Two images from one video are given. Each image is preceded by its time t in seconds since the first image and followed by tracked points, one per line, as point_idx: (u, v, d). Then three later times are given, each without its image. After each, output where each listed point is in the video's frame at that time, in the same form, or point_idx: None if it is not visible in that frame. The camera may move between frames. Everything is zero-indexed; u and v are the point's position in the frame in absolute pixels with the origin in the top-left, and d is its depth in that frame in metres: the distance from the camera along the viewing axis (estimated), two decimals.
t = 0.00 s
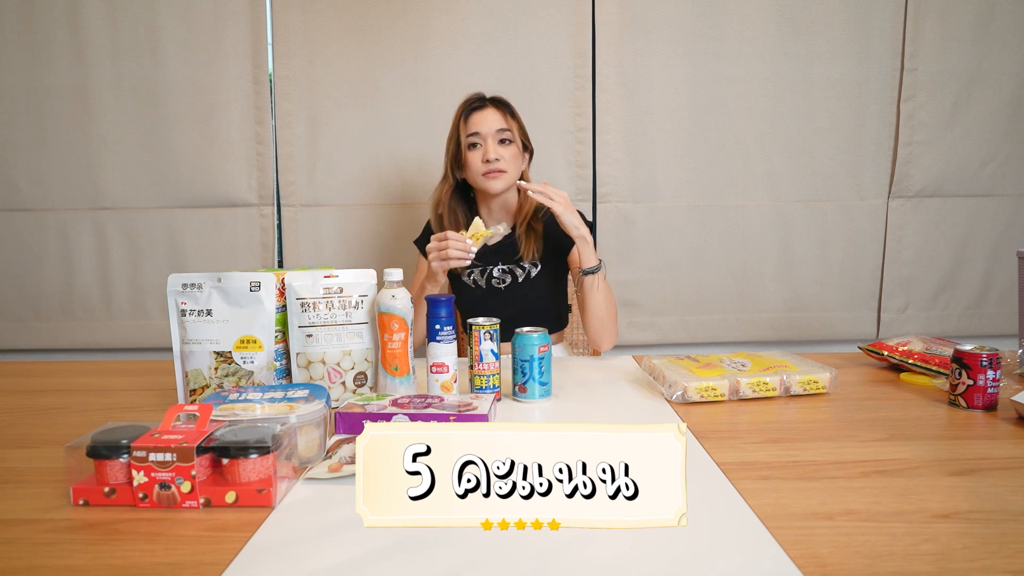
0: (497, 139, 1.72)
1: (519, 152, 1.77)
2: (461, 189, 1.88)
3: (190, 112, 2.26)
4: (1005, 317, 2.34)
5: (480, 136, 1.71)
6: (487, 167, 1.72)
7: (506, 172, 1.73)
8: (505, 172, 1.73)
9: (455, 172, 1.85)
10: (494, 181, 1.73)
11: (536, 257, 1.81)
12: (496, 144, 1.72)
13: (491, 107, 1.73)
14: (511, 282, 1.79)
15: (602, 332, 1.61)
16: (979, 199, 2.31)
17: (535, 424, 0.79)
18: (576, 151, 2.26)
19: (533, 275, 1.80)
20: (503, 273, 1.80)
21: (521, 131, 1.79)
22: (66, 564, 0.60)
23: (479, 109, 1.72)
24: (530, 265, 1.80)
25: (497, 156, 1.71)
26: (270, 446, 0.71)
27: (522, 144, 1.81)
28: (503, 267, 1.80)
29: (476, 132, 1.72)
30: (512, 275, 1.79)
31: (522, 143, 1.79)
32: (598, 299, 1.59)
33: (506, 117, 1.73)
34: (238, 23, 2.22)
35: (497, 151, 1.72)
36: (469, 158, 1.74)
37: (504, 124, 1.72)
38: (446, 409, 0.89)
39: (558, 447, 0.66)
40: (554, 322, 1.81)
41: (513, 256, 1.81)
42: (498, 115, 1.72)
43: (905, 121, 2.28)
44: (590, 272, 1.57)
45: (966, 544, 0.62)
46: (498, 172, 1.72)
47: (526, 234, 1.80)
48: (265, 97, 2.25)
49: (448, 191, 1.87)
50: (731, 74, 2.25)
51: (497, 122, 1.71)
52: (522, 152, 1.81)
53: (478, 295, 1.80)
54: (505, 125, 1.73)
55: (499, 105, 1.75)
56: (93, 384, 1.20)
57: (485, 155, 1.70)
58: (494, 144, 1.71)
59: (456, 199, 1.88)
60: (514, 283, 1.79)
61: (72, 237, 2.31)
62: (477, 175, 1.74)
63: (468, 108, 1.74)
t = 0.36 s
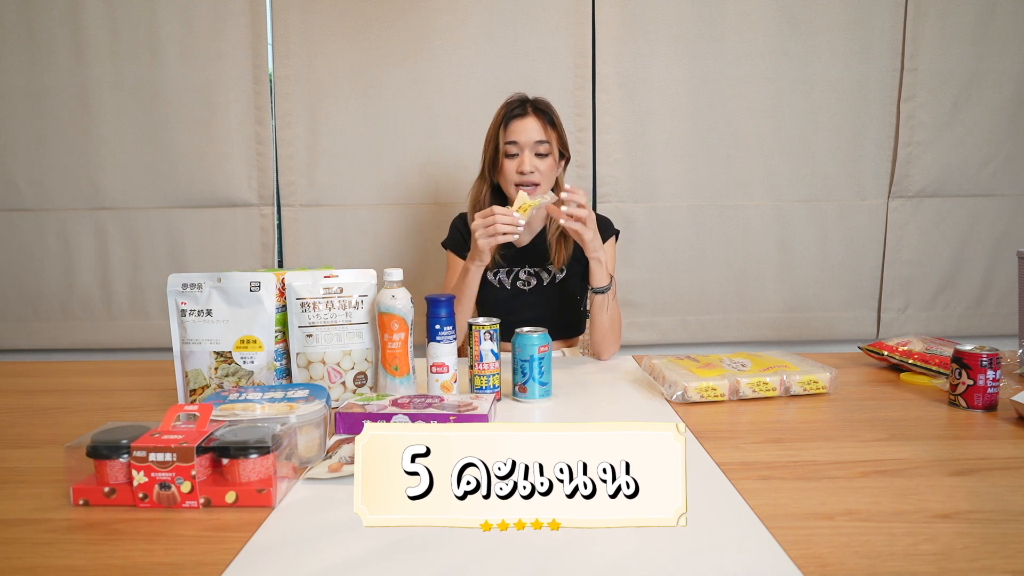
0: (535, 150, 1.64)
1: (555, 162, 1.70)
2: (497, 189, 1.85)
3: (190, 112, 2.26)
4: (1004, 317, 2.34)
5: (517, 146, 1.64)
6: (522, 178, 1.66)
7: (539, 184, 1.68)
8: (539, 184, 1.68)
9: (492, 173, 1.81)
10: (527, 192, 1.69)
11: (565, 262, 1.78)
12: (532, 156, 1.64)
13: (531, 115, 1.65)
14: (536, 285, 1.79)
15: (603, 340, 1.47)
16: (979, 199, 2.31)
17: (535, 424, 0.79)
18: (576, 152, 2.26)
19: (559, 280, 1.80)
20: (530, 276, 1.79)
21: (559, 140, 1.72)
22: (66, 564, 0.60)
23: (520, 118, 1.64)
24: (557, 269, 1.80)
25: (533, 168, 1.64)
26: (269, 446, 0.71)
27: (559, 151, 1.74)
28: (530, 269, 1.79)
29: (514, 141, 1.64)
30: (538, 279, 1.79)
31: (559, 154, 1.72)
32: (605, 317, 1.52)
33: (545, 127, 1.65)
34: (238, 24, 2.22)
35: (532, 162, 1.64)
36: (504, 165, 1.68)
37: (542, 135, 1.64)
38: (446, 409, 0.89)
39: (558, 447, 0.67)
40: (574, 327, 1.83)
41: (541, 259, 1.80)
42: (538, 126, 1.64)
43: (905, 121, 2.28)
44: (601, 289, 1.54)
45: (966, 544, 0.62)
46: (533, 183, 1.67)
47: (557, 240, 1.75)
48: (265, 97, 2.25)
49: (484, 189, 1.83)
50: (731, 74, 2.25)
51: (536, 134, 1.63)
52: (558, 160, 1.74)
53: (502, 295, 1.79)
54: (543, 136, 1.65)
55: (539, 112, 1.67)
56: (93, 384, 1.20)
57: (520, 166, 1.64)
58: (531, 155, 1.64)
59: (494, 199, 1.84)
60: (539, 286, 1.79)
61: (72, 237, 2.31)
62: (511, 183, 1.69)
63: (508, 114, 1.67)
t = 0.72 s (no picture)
0: (539, 146, 1.64)
1: (559, 160, 1.70)
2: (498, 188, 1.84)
3: (190, 112, 2.26)
4: (1004, 317, 2.34)
5: (523, 141, 1.63)
6: (525, 174, 1.65)
7: (542, 182, 1.67)
8: (542, 182, 1.67)
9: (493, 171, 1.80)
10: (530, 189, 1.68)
11: (567, 264, 1.79)
12: (537, 152, 1.64)
13: (537, 111, 1.66)
14: (537, 285, 1.79)
15: (605, 340, 1.48)
16: (979, 199, 2.31)
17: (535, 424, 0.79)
18: (576, 151, 2.26)
19: (560, 280, 1.80)
20: (530, 277, 1.79)
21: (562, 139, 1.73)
22: (66, 564, 0.60)
23: (526, 114, 1.64)
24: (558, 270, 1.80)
25: (537, 164, 1.64)
26: (270, 446, 0.71)
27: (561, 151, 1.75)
28: (530, 270, 1.80)
29: (519, 137, 1.63)
30: (538, 279, 1.79)
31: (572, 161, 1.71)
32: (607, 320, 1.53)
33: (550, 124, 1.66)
34: (238, 24, 2.22)
35: (537, 158, 1.64)
36: (508, 161, 1.66)
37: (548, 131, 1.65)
38: (446, 409, 0.89)
39: (557, 447, 0.67)
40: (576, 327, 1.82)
41: (542, 261, 1.80)
42: (544, 122, 1.64)
43: (905, 121, 2.28)
44: (602, 293, 1.53)
45: (966, 544, 0.62)
46: (536, 180, 1.66)
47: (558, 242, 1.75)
48: (265, 97, 2.25)
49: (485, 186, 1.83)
50: (731, 74, 2.25)
51: (541, 129, 1.63)
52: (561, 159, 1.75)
53: (503, 297, 1.79)
54: (549, 133, 1.65)
55: (543, 109, 1.69)
56: (93, 384, 1.20)
57: (525, 161, 1.63)
58: (536, 151, 1.63)
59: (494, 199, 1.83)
60: (540, 286, 1.79)
61: (72, 237, 2.31)
62: (514, 179, 1.67)
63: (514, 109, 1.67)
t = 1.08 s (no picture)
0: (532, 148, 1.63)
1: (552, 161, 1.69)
2: (492, 189, 1.83)
3: (191, 112, 2.26)
4: (1004, 317, 2.34)
5: (515, 144, 1.62)
6: (519, 177, 1.64)
7: (536, 184, 1.66)
8: (535, 184, 1.66)
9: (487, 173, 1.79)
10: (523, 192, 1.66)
11: (562, 262, 1.79)
12: (530, 154, 1.63)
13: (528, 112, 1.65)
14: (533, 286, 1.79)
15: (604, 338, 1.47)
16: (979, 199, 2.31)
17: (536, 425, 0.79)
18: (576, 151, 2.26)
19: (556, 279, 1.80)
20: (526, 277, 1.79)
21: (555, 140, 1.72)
22: (66, 564, 0.60)
23: (517, 116, 1.64)
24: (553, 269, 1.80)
25: (531, 166, 1.63)
26: (270, 446, 0.71)
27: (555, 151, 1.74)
28: (526, 270, 1.80)
29: (512, 140, 1.63)
30: (534, 279, 1.79)
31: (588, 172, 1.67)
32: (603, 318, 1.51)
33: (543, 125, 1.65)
34: (238, 23, 2.22)
35: (530, 160, 1.63)
36: (501, 164, 1.66)
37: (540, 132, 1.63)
38: (445, 409, 0.89)
39: (558, 447, 0.67)
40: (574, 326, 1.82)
41: (537, 260, 1.80)
42: (535, 123, 1.63)
43: (905, 121, 2.28)
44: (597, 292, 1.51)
45: (966, 544, 0.62)
46: (529, 182, 1.65)
47: (555, 242, 1.75)
48: (265, 97, 2.25)
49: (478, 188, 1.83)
50: (731, 74, 2.25)
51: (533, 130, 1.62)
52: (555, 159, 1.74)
53: (500, 298, 1.80)
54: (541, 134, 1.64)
55: (535, 110, 1.68)
56: (93, 384, 1.20)
57: (518, 164, 1.62)
58: (528, 153, 1.62)
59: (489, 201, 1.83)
60: (537, 286, 1.79)
61: (72, 237, 2.31)
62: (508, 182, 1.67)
63: (505, 111, 1.67)
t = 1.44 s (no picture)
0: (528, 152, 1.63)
1: (549, 164, 1.69)
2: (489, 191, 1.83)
3: (190, 112, 2.26)
4: (1004, 317, 2.34)
5: (510, 149, 1.63)
6: (515, 181, 1.65)
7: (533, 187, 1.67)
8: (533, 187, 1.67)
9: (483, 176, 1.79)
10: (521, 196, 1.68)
11: (562, 262, 1.79)
12: (526, 158, 1.63)
13: (522, 117, 1.64)
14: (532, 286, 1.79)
15: (604, 339, 1.46)
16: (979, 199, 2.31)
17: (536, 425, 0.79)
18: (576, 152, 2.26)
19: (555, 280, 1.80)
20: (525, 277, 1.80)
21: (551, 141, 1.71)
22: (67, 564, 0.60)
23: (512, 120, 1.63)
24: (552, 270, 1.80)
25: (527, 171, 1.64)
26: (270, 446, 0.71)
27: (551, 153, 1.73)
28: (525, 271, 1.80)
29: (507, 145, 1.63)
30: (534, 279, 1.79)
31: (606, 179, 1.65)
32: (601, 317, 1.51)
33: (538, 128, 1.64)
34: (238, 23, 2.22)
35: (526, 164, 1.64)
36: (498, 169, 1.67)
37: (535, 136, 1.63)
38: (445, 409, 0.89)
39: (557, 447, 0.67)
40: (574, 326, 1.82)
41: (537, 261, 1.81)
42: (531, 129, 1.62)
43: (905, 121, 2.28)
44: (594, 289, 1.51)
45: (966, 544, 0.62)
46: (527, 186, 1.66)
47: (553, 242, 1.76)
48: (265, 97, 2.25)
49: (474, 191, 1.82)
50: (731, 74, 2.25)
51: (529, 134, 1.62)
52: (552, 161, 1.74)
53: (499, 298, 1.80)
54: (536, 138, 1.64)
55: (530, 113, 1.67)
56: (93, 384, 1.20)
57: (514, 169, 1.63)
58: (524, 157, 1.63)
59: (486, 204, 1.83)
60: (536, 286, 1.80)
61: (72, 237, 2.31)
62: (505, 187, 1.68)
63: (499, 116, 1.66)
